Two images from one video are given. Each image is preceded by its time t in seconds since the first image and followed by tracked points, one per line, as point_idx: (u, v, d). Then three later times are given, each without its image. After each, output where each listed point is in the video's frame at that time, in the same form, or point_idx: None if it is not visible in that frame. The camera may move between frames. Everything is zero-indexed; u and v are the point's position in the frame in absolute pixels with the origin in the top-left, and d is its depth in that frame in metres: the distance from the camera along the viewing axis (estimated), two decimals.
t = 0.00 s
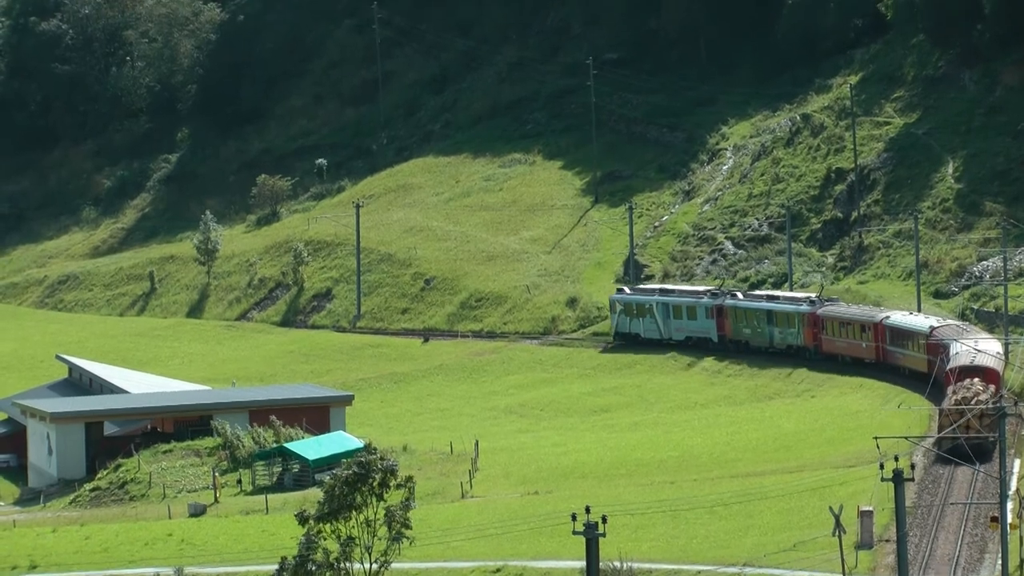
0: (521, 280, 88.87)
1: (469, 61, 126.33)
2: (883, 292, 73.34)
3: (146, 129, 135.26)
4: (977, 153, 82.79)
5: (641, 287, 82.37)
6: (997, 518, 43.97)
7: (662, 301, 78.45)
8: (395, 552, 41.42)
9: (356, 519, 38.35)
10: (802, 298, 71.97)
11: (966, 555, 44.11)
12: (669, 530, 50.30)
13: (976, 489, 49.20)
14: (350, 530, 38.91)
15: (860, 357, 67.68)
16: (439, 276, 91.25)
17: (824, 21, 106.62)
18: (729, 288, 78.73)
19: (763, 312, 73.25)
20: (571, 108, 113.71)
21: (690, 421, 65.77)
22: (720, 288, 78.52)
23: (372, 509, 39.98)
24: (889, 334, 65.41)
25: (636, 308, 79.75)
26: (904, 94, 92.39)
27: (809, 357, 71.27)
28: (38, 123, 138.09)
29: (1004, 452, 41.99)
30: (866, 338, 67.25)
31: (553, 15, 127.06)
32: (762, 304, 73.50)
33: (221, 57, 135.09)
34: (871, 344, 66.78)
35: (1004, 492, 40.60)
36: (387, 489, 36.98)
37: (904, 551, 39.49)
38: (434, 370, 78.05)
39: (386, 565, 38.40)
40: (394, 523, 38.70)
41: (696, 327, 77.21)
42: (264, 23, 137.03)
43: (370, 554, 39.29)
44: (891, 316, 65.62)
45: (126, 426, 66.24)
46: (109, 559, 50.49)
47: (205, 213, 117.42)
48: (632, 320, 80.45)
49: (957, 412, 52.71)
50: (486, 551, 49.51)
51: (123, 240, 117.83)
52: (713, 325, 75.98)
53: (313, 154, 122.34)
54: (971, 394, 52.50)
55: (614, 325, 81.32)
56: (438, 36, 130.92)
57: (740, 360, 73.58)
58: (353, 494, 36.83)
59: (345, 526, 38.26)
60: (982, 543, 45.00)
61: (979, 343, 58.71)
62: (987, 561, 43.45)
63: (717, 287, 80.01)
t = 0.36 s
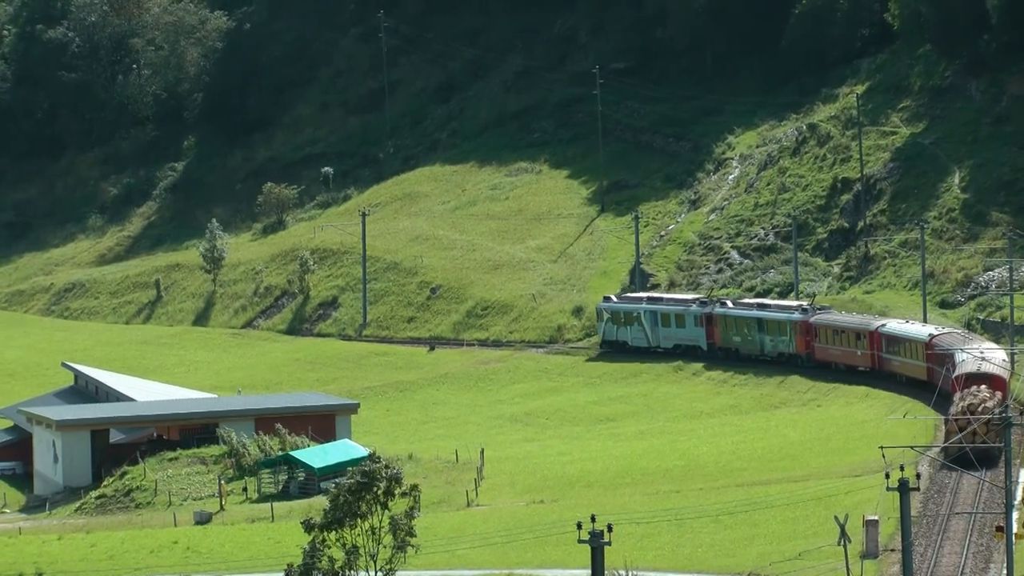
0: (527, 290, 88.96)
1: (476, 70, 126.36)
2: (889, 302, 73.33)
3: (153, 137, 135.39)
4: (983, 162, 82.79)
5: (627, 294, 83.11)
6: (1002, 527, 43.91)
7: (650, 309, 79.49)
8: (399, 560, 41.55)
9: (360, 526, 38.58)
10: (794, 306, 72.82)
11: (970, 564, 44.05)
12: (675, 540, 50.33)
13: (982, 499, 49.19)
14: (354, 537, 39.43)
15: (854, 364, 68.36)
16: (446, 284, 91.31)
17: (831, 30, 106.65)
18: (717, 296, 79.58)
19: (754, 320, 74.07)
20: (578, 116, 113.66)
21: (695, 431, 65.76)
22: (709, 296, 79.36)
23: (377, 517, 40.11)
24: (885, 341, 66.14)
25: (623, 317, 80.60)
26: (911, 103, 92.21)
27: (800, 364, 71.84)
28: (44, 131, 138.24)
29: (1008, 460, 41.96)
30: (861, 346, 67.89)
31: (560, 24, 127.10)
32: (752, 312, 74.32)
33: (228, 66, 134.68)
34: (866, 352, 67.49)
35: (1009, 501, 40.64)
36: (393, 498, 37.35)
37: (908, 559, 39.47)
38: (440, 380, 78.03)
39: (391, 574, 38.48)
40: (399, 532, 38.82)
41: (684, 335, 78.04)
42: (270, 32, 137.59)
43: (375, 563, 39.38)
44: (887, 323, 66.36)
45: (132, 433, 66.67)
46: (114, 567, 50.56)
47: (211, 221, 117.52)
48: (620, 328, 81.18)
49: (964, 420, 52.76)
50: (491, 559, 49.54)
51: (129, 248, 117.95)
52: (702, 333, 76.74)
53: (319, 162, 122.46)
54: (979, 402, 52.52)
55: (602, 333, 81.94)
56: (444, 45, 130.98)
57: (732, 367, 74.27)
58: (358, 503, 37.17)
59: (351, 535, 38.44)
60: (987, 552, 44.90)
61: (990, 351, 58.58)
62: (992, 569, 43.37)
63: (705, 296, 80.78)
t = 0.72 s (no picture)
0: (532, 290, 89.02)
1: (482, 71, 126.37)
2: (894, 303, 73.33)
3: (159, 138, 135.51)
4: (989, 164, 82.75)
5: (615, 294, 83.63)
6: (1007, 528, 43.91)
7: (639, 309, 80.03)
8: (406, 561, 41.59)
9: (366, 527, 38.65)
10: (785, 305, 73.34)
11: (976, 565, 44.05)
12: (681, 540, 50.35)
13: (987, 499, 49.20)
14: (360, 538, 39.56)
15: (848, 363, 68.84)
16: (451, 285, 91.33)
17: (837, 31, 106.56)
18: (705, 296, 80.19)
19: (744, 320, 74.55)
20: (584, 116, 113.64)
21: (701, 431, 65.77)
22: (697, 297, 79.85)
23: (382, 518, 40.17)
24: (880, 340, 66.63)
25: (611, 316, 81.03)
26: (917, 104, 92.15)
27: (792, 364, 72.28)
28: (50, 132, 138.08)
29: (1013, 461, 41.99)
30: (855, 346, 68.32)
31: (566, 25, 127.02)
32: (742, 311, 74.80)
33: (233, 66, 134.84)
34: (861, 351, 67.98)
35: (1014, 502, 40.67)
36: (397, 499, 37.50)
37: (914, 560, 39.48)
38: (445, 380, 78.04)
39: (395, 575, 38.55)
40: (403, 532, 38.92)
41: (673, 335, 78.60)
42: (276, 32, 137.61)
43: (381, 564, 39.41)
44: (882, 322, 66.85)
45: (137, 434, 66.57)
46: (120, 567, 50.61)
47: (217, 221, 117.58)
48: (607, 328, 81.67)
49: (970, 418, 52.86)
50: (497, 560, 49.56)
51: (136, 248, 118.06)
52: (691, 332, 77.30)
53: (325, 162, 122.52)
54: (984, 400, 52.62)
55: (588, 332, 82.40)
56: (450, 45, 130.96)
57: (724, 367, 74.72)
58: (363, 504, 37.30)
59: (356, 536, 38.55)
60: (993, 553, 44.89)
61: (996, 352, 58.45)
62: (997, 570, 43.38)
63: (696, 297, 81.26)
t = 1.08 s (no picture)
0: (539, 286, 89.05)
1: (488, 67, 126.38)
2: (901, 299, 73.32)
3: (166, 134, 135.49)
4: (996, 160, 82.76)
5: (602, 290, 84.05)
6: (1013, 524, 43.92)
7: (627, 304, 80.36)
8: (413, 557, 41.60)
9: (371, 523, 38.71)
10: (776, 300, 73.92)
11: (982, 561, 44.09)
12: (687, 536, 50.37)
13: (993, 496, 49.22)
14: (367, 532, 39.63)
15: (842, 358, 69.54)
16: (458, 281, 91.41)
17: (845, 27, 106.53)
18: (693, 292, 80.77)
19: (734, 315, 75.15)
20: (591, 113, 113.63)
21: (708, 426, 65.78)
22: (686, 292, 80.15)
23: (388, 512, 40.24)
24: (875, 334, 67.40)
25: (598, 311, 81.56)
26: (924, 100, 92.09)
27: (784, 358, 73.02)
28: (56, 128, 137.93)
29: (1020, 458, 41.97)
30: (849, 340, 68.99)
31: (573, 21, 126.86)
32: (732, 306, 75.40)
33: (240, 60, 135.57)
34: (855, 345, 68.70)
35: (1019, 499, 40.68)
36: (404, 494, 37.61)
37: (920, 556, 39.47)
38: (452, 376, 78.08)
39: (402, 570, 38.63)
40: (410, 527, 38.95)
41: (661, 330, 79.11)
42: (283, 29, 137.86)
43: (387, 558, 39.46)
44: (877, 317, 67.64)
45: (143, 430, 65.69)
46: (126, 562, 50.63)
47: (223, 217, 117.64)
48: (594, 323, 82.19)
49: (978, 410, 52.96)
50: (504, 556, 49.55)
51: (142, 244, 118.11)
52: (680, 327, 77.83)
53: (331, 159, 122.56)
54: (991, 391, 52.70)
55: (575, 327, 83.00)
56: (457, 42, 130.95)
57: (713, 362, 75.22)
58: (370, 499, 37.40)
59: (362, 530, 38.66)
60: (999, 549, 44.91)
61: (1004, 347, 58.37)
62: (1003, 567, 43.41)
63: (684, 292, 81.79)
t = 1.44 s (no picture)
0: (542, 280, 89.03)
1: (491, 62, 126.32)
2: (904, 293, 73.33)
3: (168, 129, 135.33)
4: (999, 153, 82.74)
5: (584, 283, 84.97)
6: (1016, 517, 43.98)
7: (611, 297, 81.24)
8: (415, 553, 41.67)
9: (373, 518, 38.80)
10: (763, 293, 74.63)
11: (986, 555, 44.16)
12: (690, 530, 50.37)
13: (996, 489, 49.22)
14: (370, 527, 39.74)
15: (832, 350, 70.24)
16: (460, 275, 91.43)
17: (847, 21, 106.45)
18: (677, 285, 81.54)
19: (721, 308, 75.81)
20: (593, 107, 113.59)
21: (711, 420, 65.81)
22: (669, 286, 81.15)
23: (391, 507, 40.33)
24: (865, 326, 68.14)
25: (582, 305, 82.46)
26: (927, 93, 92.00)
27: (771, 351, 73.72)
28: (59, 123, 137.56)
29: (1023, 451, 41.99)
30: (839, 332, 69.75)
31: (575, 15, 126.67)
32: (718, 299, 76.11)
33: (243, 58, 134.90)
34: (845, 337, 69.41)
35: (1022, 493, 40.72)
36: (407, 489, 37.73)
37: (923, 550, 39.47)
38: (455, 370, 78.09)
39: (406, 564, 38.76)
40: (414, 522, 39.06)
41: (645, 323, 79.94)
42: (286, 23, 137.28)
43: (390, 552, 39.56)
44: (868, 309, 68.40)
45: (147, 425, 66.57)
46: (129, 558, 50.67)
47: (225, 212, 117.58)
48: (577, 316, 83.11)
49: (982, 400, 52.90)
50: (507, 549, 49.57)
51: (143, 239, 118.07)
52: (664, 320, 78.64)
53: (332, 153, 122.51)
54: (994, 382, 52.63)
55: (558, 321, 83.90)
56: (459, 36, 130.88)
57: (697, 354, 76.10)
58: (374, 493, 37.49)
59: (365, 525, 38.75)
60: (1002, 542, 44.96)
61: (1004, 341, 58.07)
62: (1007, 561, 43.48)
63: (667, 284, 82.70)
